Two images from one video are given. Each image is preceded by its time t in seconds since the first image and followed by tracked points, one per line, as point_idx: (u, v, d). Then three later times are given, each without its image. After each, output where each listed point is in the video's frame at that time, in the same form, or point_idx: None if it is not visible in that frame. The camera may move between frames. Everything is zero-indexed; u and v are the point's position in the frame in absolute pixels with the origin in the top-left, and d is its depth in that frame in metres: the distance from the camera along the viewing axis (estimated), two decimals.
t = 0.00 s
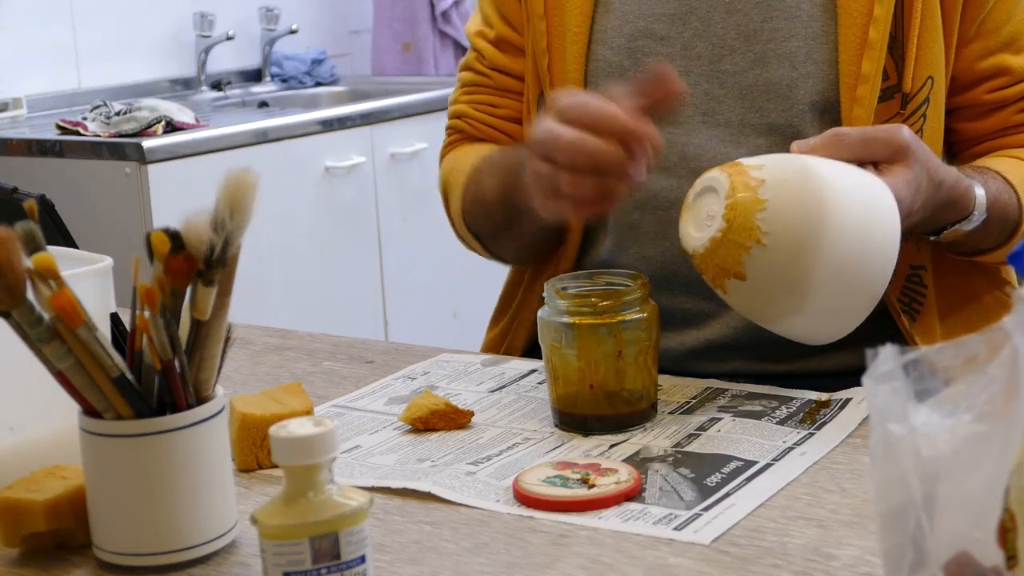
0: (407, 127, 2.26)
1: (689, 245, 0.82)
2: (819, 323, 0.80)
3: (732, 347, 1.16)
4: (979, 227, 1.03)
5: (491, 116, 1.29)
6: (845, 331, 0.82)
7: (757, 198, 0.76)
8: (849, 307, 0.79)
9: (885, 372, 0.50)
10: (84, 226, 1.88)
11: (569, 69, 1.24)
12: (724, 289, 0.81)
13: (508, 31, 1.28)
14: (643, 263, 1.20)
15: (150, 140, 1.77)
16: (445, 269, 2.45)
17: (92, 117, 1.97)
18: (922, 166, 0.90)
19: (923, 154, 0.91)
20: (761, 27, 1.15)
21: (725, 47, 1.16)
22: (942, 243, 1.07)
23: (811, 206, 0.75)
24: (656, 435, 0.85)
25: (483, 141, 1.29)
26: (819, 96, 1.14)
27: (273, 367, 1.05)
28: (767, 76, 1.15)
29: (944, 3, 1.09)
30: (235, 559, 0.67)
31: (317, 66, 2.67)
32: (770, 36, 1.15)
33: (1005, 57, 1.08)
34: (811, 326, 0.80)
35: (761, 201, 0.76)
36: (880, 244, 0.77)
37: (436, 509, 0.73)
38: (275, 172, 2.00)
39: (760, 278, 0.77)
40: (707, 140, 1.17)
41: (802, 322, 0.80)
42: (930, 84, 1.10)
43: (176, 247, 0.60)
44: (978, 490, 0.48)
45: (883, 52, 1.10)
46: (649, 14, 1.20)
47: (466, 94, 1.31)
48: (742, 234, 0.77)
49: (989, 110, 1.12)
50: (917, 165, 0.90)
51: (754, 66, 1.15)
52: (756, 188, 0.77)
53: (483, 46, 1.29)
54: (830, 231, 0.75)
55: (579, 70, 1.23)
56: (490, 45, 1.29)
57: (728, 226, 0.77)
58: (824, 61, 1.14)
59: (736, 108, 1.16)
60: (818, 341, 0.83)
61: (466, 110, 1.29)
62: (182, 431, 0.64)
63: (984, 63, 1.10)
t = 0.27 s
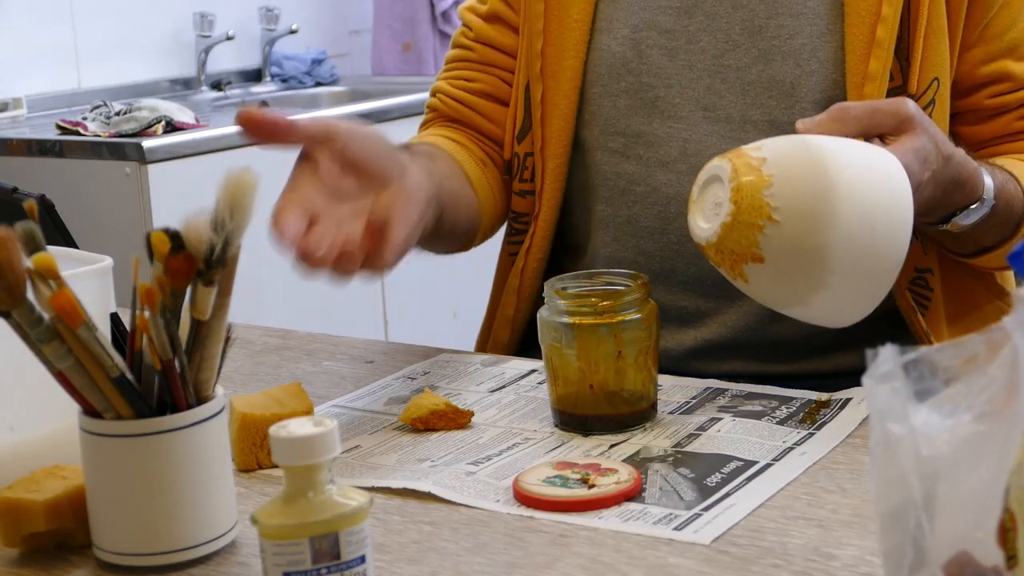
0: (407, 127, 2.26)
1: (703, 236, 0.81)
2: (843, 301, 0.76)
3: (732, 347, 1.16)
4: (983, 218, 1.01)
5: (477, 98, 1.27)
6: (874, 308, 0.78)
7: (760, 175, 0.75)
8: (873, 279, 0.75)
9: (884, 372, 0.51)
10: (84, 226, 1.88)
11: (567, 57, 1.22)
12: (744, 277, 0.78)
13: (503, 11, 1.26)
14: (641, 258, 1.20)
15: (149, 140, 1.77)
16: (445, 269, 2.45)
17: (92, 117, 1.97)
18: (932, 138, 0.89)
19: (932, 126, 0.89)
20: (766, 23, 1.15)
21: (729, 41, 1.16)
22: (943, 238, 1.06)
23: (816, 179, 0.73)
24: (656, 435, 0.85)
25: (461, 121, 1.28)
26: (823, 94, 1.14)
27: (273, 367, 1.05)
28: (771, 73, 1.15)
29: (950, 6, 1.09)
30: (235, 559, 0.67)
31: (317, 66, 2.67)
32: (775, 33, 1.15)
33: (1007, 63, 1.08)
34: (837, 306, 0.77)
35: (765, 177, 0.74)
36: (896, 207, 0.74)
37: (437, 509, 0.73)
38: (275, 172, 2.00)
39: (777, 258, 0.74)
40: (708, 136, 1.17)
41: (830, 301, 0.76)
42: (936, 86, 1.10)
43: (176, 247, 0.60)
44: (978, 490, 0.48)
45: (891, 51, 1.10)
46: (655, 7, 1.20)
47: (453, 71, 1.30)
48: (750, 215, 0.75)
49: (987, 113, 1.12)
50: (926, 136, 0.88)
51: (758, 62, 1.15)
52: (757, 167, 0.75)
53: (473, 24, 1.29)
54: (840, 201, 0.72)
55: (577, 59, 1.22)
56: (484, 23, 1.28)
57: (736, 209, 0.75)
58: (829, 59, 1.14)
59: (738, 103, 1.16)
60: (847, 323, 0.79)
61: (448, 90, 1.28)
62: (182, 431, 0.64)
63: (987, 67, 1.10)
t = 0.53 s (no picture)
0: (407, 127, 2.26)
1: (719, 279, 0.83)
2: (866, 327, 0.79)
3: (732, 347, 1.16)
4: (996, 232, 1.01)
5: (475, 99, 1.26)
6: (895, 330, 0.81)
7: (773, 217, 0.77)
8: (893, 304, 0.78)
9: (885, 372, 0.50)
10: (84, 226, 1.88)
11: (572, 60, 1.22)
12: (767, 314, 0.80)
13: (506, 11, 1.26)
14: (643, 263, 1.20)
15: (150, 140, 1.77)
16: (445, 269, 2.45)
17: (92, 117, 1.97)
18: (949, 159, 0.90)
19: (949, 147, 0.91)
20: (775, 27, 1.15)
21: (737, 45, 1.17)
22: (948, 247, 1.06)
23: (832, 216, 0.75)
24: (656, 435, 0.85)
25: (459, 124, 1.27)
26: (834, 99, 1.14)
27: (273, 367, 1.05)
28: (780, 76, 1.15)
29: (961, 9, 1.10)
30: (235, 559, 0.67)
31: (317, 65, 2.67)
32: (785, 37, 1.15)
33: (1015, 64, 1.10)
34: (859, 333, 0.79)
35: (778, 219, 0.76)
36: (910, 234, 0.76)
37: (437, 509, 0.73)
38: (275, 172, 2.00)
39: (797, 297, 0.77)
40: (716, 141, 1.17)
41: (853, 331, 0.79)
42: (946, 89, 1.10)
43: (176, 247, 0.60)
44: (978, 490, 0.48)
45: (904, 56, 1.10)
46: (661, 9, 1.19)
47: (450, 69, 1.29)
48: (766, 257, 0.77)
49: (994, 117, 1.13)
50: (943, 157, 0.89)
51: (767, 66, 1.16)
52: (770, 208, 0.77)
53: (473, 21, 1.28)
54: (856, 236, 0.75)
55: (582, 63, 1.22)
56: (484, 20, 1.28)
57: (751, 252, 0.78)
58: (840, 63, 1.14)
59: (746, 107, 1.16)
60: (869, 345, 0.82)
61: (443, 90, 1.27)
62: (182, 431, 0.64)
63: (995, 69, 1.11)
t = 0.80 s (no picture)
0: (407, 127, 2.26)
1: (714, 280, 0.86)
2: (865, 322, 0.81)
3: (733, 347, 1.16)
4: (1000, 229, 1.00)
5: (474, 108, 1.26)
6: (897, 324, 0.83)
7: (761, 219, 0.80)
8: (891, 299, 0.80)
9: (884, 372, 0.50)
10: (84, 226, 1.88)
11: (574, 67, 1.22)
12: (764, 310, 0.83)
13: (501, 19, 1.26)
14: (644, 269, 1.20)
15: (150, 140, 1.77)
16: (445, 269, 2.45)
17: (92, 117, 1.97)
18: (949, 153, 0.90)
19: (949, 141, 0.91)
20: (781, 34, 1.15)
21: (743, 52, 1.16)
22: (951, 247, 1.06)
23: (819, 219, 0.78)
24: (656, 435, 0.85)
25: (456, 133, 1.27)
26: (839, 108, 1.14)
27: (273, 367, 1.05)
28: (785, 84, 1.15)
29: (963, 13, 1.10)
30: (235, 559, 0.67)
31: (317, 66, 2.67)
32: (791, 44, 1.15)
33: (1017, 67, 1.10)
34: (858, 327, 0.82)
35: (767, 221, 0.80)
36: (905, 231, 0.79)
37: (436, 509, 0.73)
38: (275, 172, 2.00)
39: (790, 296, 0.81)
40: (720, 148, 1.17)
41: (848, 326, 0.82)
42: (953, 94, 1.10)
43: (176, 247, 0.60)
44: (979, 490, 0.48)
45: (909, 62, 1.10)
46: (665, 14, 1.19)
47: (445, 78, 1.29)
48: (757, 257, 0.80)
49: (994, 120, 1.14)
50: (943, 152, 0.89)
51: (771, 73, 1.15)
52: (758, 210, 0.80)
53: (468, 30, 1.28)
54: (843, 238, 0.77)
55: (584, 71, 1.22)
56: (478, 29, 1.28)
57: (743, 253, 0.81)
58: (845, 71, 1.14)
59: (751, 114, 1.16)
60: (874, 341, 0.84)
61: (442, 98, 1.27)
62: (182, 431, 0.64)
63: (998, 72, 1.11)
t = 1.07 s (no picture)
0: (407, 127, 2.26)
1: (701, 291, 0.88)
2: (848, 332, 0.83)
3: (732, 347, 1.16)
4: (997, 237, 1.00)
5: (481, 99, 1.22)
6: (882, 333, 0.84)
7: (744, 232, 0.81)
8: (875, 308, 0.81)
9: (885, 372, 0.50)
10: (84, 226, 1.88)
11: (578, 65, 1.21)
12: (748, 320, 0.85)
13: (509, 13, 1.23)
14: (646, 264, 1.19)
15: (150, 140, 1.77)
16: (445, 269, 2.45)
17: (92, 117, 1.97)
18: (941, 165, 0.90)
19: (943, 153, 0.91)
20: (779, 32, 1.15)
21: (741, 49, 1.17)
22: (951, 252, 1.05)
23: (800, 232, 0.79)
24: (656, 435, 0.85)
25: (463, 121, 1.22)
26: (835, 106, 1.14)
27: (273, 367, 1.05)
28: (782, 82, 1.15)
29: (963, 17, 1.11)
30: (235, 559, 0.67)
31: (316, 66, 2.67)
32: (789, 43, 1.15)
33: (1015, 70, 1.11)
34: (842, 337, 0.83)
35: (749, 235, 0.81)
36: (886, 244, 0.80)
37: (437, 509, 0.73)
38: (275, 172, 2.00)
39: (773, 306, 0.82)
40: (717, 145, 1.17)
41: (834, 334, 0.83)
42: (949, 95, 1.11)
43: (175, 247, 0.60)
44: (979, 489, 0.48)
45: (904, 61, 1.10)
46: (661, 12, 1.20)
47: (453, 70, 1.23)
48: (739, 271, 0.82)
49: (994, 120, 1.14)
50: (935, 163, 0.89)
51: (769, 71, 1.16)
52: (741, 223, 0.82)
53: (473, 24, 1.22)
54: (825, 250, 0.79)
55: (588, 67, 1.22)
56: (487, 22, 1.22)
57: (725, 266, 0.82)
58: (841, 70, 1.14)
59: (748, 112, 1.16)
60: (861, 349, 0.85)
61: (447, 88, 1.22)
62: (182, 431, 0.64)
63: (998, 73, 1.12)
